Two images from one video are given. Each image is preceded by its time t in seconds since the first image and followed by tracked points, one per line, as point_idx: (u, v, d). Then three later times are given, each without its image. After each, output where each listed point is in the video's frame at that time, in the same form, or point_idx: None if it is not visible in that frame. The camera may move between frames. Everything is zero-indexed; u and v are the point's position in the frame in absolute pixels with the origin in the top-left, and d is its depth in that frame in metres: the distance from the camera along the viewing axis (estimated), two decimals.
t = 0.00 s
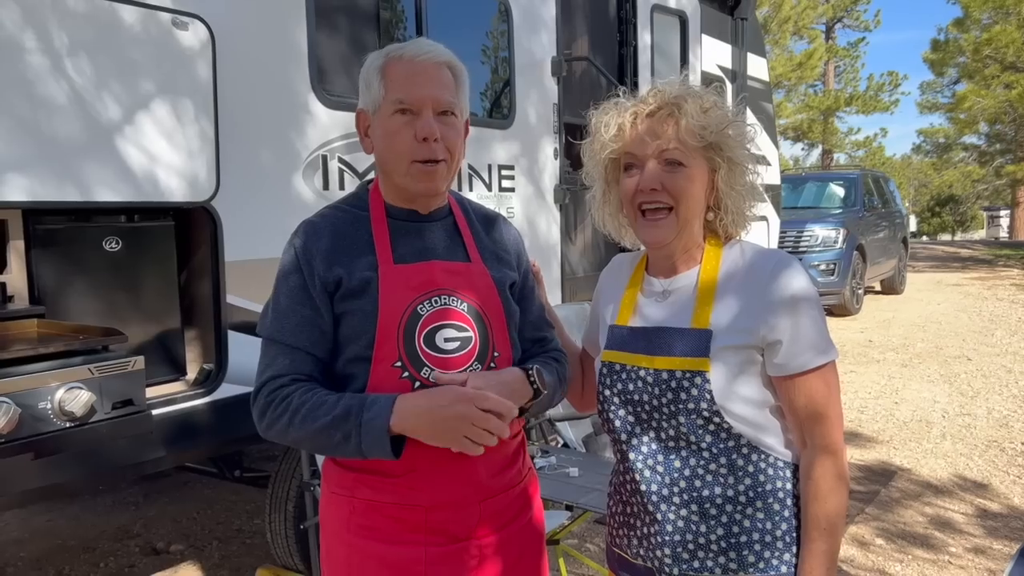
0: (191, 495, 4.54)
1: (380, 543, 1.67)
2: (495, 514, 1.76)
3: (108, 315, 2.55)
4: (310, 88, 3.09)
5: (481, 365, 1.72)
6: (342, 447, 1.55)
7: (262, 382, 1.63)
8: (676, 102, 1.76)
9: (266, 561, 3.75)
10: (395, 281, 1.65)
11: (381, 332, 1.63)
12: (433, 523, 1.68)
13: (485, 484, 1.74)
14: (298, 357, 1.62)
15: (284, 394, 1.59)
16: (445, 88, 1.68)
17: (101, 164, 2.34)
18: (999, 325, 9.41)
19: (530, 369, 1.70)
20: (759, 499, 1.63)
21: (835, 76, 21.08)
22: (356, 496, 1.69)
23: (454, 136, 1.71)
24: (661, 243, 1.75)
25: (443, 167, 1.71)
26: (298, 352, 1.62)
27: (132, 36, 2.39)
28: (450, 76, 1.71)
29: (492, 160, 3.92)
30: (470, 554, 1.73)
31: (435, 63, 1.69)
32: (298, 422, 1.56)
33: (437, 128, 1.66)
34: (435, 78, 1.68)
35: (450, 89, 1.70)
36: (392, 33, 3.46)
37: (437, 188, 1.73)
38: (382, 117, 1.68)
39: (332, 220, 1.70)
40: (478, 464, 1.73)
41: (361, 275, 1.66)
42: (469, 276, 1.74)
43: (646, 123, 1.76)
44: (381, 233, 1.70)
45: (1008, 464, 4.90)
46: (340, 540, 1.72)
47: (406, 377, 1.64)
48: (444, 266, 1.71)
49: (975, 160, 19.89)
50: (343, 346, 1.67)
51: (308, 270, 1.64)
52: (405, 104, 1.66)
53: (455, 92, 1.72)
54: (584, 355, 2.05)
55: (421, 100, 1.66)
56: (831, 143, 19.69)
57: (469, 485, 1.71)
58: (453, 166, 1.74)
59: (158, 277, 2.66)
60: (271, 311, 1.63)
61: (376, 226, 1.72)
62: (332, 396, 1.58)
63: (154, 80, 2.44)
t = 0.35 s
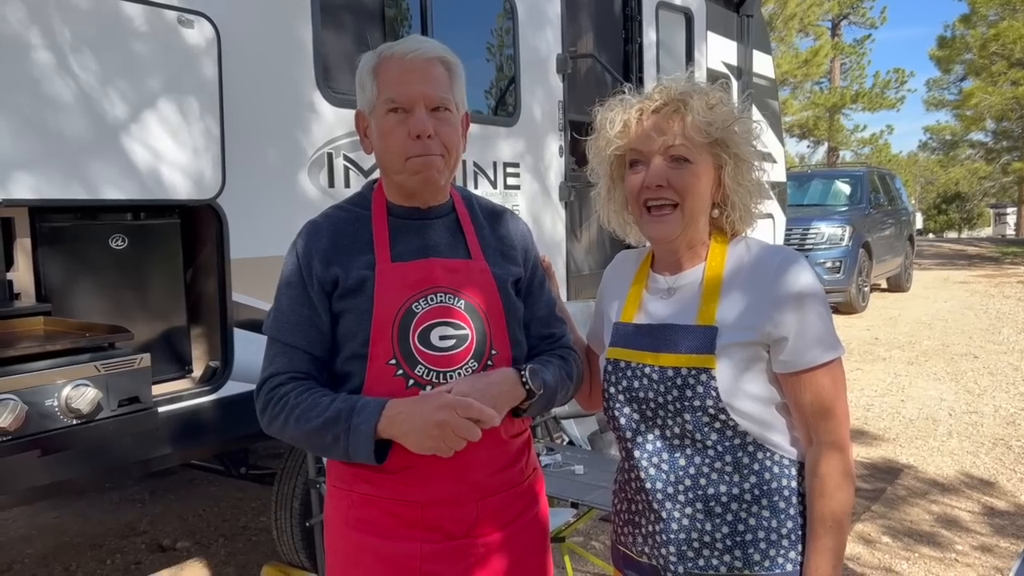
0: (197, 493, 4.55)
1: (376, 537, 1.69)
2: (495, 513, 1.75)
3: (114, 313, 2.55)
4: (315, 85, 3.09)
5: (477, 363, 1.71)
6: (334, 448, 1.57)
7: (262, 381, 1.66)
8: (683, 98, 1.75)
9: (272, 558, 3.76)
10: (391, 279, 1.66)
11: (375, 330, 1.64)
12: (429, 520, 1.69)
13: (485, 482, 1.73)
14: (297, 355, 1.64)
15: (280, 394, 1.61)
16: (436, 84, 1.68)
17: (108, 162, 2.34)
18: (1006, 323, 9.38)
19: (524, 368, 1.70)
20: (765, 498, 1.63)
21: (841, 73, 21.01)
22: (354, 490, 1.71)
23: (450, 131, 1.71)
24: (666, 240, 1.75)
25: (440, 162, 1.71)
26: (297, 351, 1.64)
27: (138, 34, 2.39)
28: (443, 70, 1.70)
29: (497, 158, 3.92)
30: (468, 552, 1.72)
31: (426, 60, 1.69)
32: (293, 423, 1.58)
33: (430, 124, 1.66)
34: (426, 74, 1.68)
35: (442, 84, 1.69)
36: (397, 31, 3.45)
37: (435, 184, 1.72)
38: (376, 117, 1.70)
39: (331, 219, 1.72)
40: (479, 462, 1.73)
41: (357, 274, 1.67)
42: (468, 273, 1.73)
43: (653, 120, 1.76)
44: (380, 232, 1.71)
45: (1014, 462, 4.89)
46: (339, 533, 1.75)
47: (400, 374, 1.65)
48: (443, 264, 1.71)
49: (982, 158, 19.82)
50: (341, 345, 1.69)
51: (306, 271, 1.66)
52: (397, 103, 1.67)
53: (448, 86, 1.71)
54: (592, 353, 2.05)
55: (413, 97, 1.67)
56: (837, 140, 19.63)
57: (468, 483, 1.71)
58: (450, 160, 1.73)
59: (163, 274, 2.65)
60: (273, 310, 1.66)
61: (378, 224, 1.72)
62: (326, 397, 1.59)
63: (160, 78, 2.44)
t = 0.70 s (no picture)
0: (202, 490, 4.57)
1: (370, 530, 1.72)
2: (492, 513, 1.74)
3: (119, 311, 2.57)
4: (319, 84, 3.09)
5: (473, 363, 1.70)
6: (322, 435, 1.63)
7: (271, 368, 1.75)
8: (690, 95, 1.75)
9: (277, 556, 3.77)
10: (391, 275, 1.68)
11: (372, 324, 1.67)
12: (423, 516, 1.70)
13: (484, 481, 1.73)
14: (302, 346, 1.71)
15: (282, 381, 1.69)
16: (419, 82, 1.68)
17: (113, 161, 2.35)
18: (1011, 321, 9.35)
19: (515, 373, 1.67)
20: (771, 496, 1.63)
21: (846, 70, 20.97)
22: (354, 482, 1.75)
23: (436, 128, 1.69)
24: (675, 237, 1.75)
25: (424, 160, 1.71)
26: (302, 342, 1.71)
27: (142, 33, 2.40)
28: (433, 67, 1.69)
29: (501, 156, 3.92)
30: (462, 551, 1.72)
31: (415, 58, 1.69)
32: (289, 409, 1.65)
33: (403, 124, 1.67)
34: (411, 73, 1.68)
35: (424, 82, 1.68)
36: (401, 29, 3.45)
37: (421, 182, 1.73)
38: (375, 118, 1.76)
39: (343, 216, 1.75)
40: (477, 461, 1.72)
41: (360, 269, 1.69)
42: (472, 272, 1.73)
43: (662, 118, 1.76)
44: (387, 227, 1.73)
45: (1020, 460, 4.88)
46: (341, 524, 1.79)
47: (395, 369, 1.67)
48: (447, 261, 1.71)
49: (987, 155, 19.76)
50: (346, 338, 1.73)
51: (313, 265, 1.73)
52: (383, 104, 1.71)
53: (438, 82, 1.69)
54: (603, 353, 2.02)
55: (393, 97, 1.69)
56: (841, 138, 19.59)
57: (466, 481, 1.71)
58: (438, 158, 1.71)
59: (168, 274, 2.67)
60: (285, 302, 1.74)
61: (387, 221, 1.74)
62: (321, 386, 1.65)
63: (164, 77, 2.45)
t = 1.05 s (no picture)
0: (206, 488, 4.57)
1: (368, 516, 1.79)
2: (484, 513, 1.74)
3: (124, 309, 2.56)
4: (322, 81, 3.09)
5: (468, 362, 1.70)
6: (322, 418, 1.74)
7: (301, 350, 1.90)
8: (686, 98, 1.76)
9: (281, 553, 3.77)
10: (398, 269, 1.73)
11: (377, 316, 1.73)
12: (413, 508, 1.74)
13: (480, 479, 1.73)
14: (322, 333, 1.85)
15: (303, 363, 1.84)
16: (428, 80, 1.69)
17: (117, 159, 2.35)
18: (1015, 318, 9.33)
19: (502, 377, 1.64)
20: (781, 493, 1.63)
21: (849, 68, 20.92)
22: (359, 470, 1.83)
23: (442, 126, 1.70)
24: (685, 242, 1.74)
25: (431, 159, 1.73)
26: (323, 329, 1.85)
27: (147, 31, 2.40)
28: (443, 66, 1.70)
29: (504, 154, 3.92)
30: (452, 548, 1.74)
31: (427, 56, 1.71)
32: (302, 390, 1.79)
33: (410, 122, 1.70)
34: (421, 71, 1.70)
35: (434, 82, 1.69)
36: (404, 27, 3.45)
37: (431, 179, 1.75)
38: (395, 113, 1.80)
39: (367, 212, 1.86)
40: (473, 459, 1.73)
41: (371, 261, 1.78)
42: (476, 268, 1.72)
43: (666, 122, 1.75)
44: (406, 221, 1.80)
45: None
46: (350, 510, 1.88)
47: (393, 362, 1.71)
48: (455, 258, 1.72)
49: (991, 152, 19.72)
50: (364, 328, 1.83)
51: (335, 256, 1.86)
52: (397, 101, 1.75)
53: (447, 81, 1.69)
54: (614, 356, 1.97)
55: (404, 95, 1.72)
56: (844, 136, 19.55)
57: (459, 478, 1.72)
58: (446, 157, 1.73)
59: (174, 274, 2.66)
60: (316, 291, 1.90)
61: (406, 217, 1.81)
62: (330, 373, 1.77)
63: (168, 75, 2.45)
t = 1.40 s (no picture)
0: (207, 487, 4.57)
1: (370, 511, 1.79)
2: (485, 509, 1.73)
3: (124, 308, 2.56)
4: (322, 79, 3.09)
5: (473, 357, 1.69)
6: (327, 416, 1.74)
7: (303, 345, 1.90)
8: (689, 88, 1.75)
9: (282, 552, 3.77)
10: (400, 264, 1.73)
11: (381, 310, 1.73)
12: (416, 503, 1.73)
13: (482, 475, 1.72)
14: (324, 328, 1.85)
15: (305, 359, 1.83)
16: (443, 72, 1.69)
17: (117, 156, 2.34)
18: (1017, 317, 9.32)
19: (511, 377, 1.64)
20: (781, 489, 1.62)
21: (850, 66, 20.91)
22: (361, 465, 1.83)
23: (456, 119, 1.69)
24: (684, 232, 1.73)
25: (443, 152, 1.71)
26: (325, 323, 1.84)
27: (146, 28, 2.40)
28: (457, 58, 1.69)
29: (504, 151, 3.91)
30: (454, 544, 1.73)
31: (439, 48, 1.70)
32: (306, 387, 1.79)
33: (424, 113, 1.68)
34: (434, 63, 1.69)
35: (448, 75, 1.69)
36: (404, 24, 3.45)
37: (441, 173, 1.74)
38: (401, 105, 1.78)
39: (370, 206, 1.86)
40: (476, 455, 1.72)
41: (373, 257, 1.78)
42: (479, 264, 1.72)
43: (666, 111, 1.74)
44: (409, 216, 1.80)
45: None
46: (351, 505, 1.87)
47: (397, 358, 1.71)
48: (458, 253, 1.72)
49: (992, 151, 19.71)
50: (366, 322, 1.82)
51: (336, 251, 1.85)
52: (407, 93, 1.73)
53: (462, 74, 1.69)
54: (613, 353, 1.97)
55: (416, 87, 1.71)
56: (845, 134, 19.54)
57: (462, 473, 1.72)
58: (458, 150, 1.72)
59: (175, 271, 2.66)
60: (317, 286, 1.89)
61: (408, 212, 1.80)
62: (333, 370, 1.77)
63: (168, 72, 2.44)
